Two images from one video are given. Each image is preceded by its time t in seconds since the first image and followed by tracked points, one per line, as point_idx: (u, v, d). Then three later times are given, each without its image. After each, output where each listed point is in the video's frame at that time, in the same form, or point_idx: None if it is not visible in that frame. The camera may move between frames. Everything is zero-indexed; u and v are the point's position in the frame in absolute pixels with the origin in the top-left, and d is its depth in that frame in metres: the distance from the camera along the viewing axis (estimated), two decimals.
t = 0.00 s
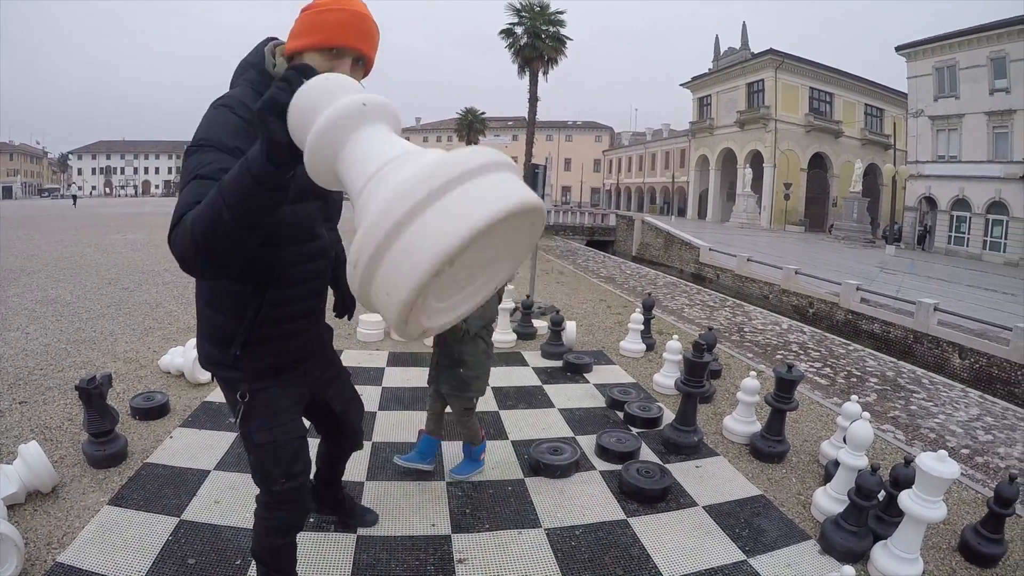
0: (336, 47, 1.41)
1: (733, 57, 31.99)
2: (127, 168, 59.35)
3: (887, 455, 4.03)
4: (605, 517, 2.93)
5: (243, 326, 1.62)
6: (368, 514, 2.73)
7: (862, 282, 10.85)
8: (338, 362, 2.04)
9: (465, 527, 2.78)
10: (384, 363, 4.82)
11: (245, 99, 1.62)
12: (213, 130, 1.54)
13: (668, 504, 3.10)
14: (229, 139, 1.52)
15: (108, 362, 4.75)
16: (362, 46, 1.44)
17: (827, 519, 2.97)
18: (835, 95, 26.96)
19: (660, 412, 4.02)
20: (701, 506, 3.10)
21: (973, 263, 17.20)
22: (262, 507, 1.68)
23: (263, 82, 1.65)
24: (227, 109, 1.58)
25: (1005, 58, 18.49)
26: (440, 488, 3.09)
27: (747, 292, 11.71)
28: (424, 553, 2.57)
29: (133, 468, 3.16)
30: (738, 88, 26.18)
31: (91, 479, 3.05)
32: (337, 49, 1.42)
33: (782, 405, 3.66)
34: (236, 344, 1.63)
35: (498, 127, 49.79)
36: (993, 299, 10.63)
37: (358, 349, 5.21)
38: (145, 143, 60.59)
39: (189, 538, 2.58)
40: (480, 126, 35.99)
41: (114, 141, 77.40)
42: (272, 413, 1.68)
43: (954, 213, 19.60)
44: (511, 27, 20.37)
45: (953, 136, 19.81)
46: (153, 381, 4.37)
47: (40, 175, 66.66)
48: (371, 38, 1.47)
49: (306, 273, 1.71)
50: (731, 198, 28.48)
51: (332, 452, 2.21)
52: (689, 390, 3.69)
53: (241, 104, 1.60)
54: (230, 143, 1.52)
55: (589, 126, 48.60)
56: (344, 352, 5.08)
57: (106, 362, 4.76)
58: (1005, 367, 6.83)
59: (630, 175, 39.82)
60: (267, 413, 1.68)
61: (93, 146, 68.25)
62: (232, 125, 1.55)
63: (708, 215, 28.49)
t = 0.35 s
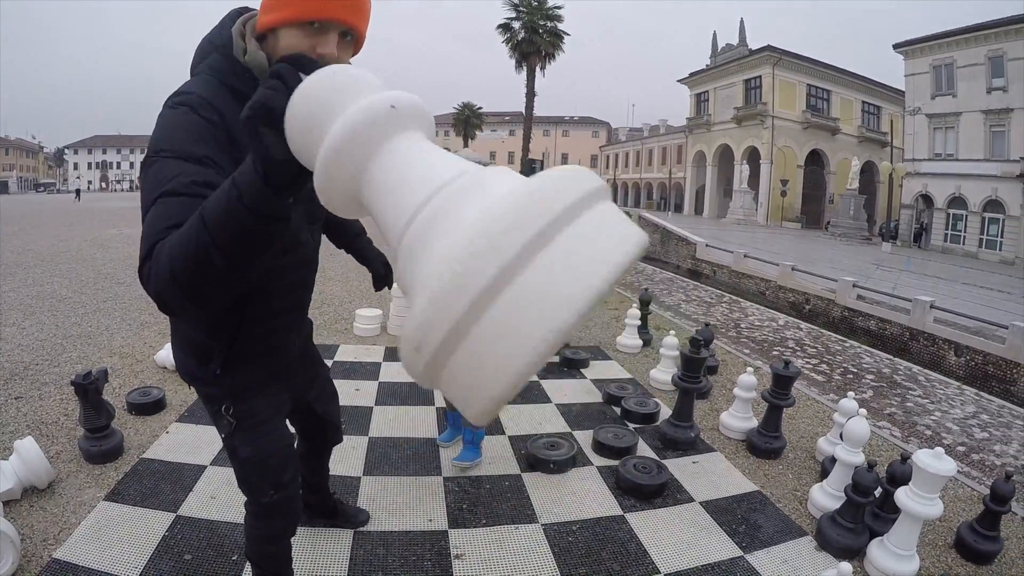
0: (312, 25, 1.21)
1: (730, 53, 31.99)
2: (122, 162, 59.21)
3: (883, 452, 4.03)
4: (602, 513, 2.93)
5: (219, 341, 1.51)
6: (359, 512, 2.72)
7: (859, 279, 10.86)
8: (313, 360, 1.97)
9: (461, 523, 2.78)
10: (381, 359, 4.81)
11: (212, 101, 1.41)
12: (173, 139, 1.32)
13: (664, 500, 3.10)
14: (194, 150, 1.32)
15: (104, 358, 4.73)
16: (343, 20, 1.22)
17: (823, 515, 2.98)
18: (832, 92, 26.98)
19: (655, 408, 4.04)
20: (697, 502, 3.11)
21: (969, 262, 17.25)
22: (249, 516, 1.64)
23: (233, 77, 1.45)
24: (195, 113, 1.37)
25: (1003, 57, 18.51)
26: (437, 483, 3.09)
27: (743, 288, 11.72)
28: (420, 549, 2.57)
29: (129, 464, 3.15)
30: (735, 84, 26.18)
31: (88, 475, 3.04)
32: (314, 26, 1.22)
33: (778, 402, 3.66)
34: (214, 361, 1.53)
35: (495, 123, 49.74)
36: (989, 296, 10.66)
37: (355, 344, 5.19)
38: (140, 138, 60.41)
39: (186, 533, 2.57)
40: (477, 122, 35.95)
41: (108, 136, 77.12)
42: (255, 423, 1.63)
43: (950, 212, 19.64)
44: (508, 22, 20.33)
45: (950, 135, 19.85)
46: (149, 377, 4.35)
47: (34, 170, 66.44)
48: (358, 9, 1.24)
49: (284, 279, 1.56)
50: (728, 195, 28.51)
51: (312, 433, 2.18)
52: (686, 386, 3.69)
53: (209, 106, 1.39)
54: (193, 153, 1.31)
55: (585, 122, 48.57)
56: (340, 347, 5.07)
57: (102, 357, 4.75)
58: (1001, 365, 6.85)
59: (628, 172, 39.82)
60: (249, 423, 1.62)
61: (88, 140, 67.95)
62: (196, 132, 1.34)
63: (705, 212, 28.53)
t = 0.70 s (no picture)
0: (308, 35, 1.20)
1: (729, 52, 32.02)
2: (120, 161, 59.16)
3: (883, 452, 4.03)
4: (602, 513, 2.93)
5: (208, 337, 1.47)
6: (359, 511, 2.72)
7: (858, 278, 10.88)
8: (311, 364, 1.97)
9: (461, 522, 2.77)
10: (381, 358, 4.81)
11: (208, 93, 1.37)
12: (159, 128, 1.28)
13: (664, 499, 3.10)
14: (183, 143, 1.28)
15: (102, 357, 4.72)
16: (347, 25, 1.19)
17: (824, 515, 2.98)
18: (831, 91, 27.01)
19: (655, 407, 4.03)
20: (697, 501, 3.10)
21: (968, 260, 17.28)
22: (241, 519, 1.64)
23: (233, 71, 1.42)
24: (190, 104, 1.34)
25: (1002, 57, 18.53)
26: (436, 482, 3.09)
27: (741, 287, 11.72)
28: (420, 549, 2.56)
29: (128, 464, 3.14)
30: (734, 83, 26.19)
31: (86, 475, 3.03)
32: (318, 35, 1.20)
33: (778, 401, 3.66)
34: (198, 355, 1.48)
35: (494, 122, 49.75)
36: (987, 295, 10.69)
37: (354, 343, 5.18)
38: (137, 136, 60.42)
39: (184, 534, 2.56)
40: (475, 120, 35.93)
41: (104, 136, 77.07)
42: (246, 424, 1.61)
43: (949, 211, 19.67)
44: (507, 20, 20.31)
45: (948, 134, 19.87)
46: (147, 376, 4.34)
47: (31, 168, 66.37)
48: (375, 12, 1.22)
49: (278, 282, 1.54)
50: (727, 194, 28.53)
51: (309, 434, 2.17)
52: (686, 385, 3.69)
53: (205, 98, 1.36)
54: (184, 146, 1.27)
55: (584, 121, 48.59)
56: (340, 346, 5.05)
57: (100, 356, 4.73)
58: (1000, 364, 6.87)
59: (626, 171, 39.83)
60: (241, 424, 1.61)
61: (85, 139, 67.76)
62: (188, 125, 1.31)
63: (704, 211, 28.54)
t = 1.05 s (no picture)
0: (330, 24, 1.26)
1: (729, 53, 32.03)
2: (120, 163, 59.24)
3: (886, 453, 4.02)
4: (605, 515, 2.92)
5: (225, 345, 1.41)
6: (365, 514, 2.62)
7: (859, 279, 10.86)
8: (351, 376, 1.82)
9: (462, 525, 2.76)
10: (382, 360, 4.81)
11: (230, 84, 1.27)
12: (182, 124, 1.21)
13: (666, 502, 3.09)
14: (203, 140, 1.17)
15: (104, 360, 4.72)
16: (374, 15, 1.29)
17: (826, 516, 2.97)
18: (831, 92, 27.00)
19: (658, 409, 4.03)
20: (700, 504, 3.09)
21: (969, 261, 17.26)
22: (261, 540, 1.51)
23: (248, 56, 1.30)
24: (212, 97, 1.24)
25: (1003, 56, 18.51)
26: (437, 485, 3.08)
27: (743, 288, 11.72)
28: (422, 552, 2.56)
29: (129, 467, 3.13)
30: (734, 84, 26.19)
31: (87, 478, 3.03)
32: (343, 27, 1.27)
33: (781, 402, 3.64)
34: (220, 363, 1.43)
35: (494, 123, 49.78)
36: (988, 296, 10.68)
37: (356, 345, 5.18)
38: (139, 139, 60.51)
39: (185, 537, 2.56)
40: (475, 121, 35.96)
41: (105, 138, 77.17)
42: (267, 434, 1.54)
43: (950, 211, 19.65)
44: (508, 22, 20.33)
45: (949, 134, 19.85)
46: (148, 379, 4.34)
47: (33, 170, 66.49)
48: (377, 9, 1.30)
49: (310, 282, 1.42)
50: (727, 194, 28.56)
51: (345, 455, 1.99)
52: (688, 387, 3.68)
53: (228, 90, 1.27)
54: (200, 140, 1.17)
55: (584, 121, 48.62)
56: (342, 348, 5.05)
57: (102, 359, 4.73)
58: (1002, 365, 6.86)
59: (627, 171, 39.87)
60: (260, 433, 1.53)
61: (86, 141, 67.95)
62: (203, 119, 1.19)
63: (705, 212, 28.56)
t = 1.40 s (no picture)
0: (451, 65, 1.74)
1: (724, 50, 32.02)
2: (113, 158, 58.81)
3: (877, 450, 4.04)
4: (597, 511, 2.92)
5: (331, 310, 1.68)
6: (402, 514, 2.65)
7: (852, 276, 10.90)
8: (433, 362, 2.04)
9: (454, 520, 2.76)
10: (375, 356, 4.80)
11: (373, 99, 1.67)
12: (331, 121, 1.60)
13: (658, 497, 3.09)
14: (343, 138, 1.55)
15: (96, 355, 4.69)
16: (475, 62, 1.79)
17: (818, 512, 2.98)
18: (826, 90, 27.05)
19: (650, 405, 4.04)
20: (691, 499, 3.10)
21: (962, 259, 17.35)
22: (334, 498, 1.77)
23: (388, 81, 1.70)
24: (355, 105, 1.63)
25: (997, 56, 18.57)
26: (428, 481, 3.08)
27: (736, 285, 11.75)
28: (413, 547, 2.55)
29: (120, 463, 3.11)
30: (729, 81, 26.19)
31: (79, 474, 3.01)
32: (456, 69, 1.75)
33: (773, 399, 3.66)
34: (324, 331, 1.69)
35: (489, 119, 49.68)
36: (980, 293, 10.76)
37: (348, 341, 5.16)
38: (132, 134, 60.11)
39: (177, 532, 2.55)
40: (470, 117, 35.84)
41: (98, 133, 76.67)
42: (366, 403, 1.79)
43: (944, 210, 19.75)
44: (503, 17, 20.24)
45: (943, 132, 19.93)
46: (140, 375, 4.31)
47: (24, 166, 65.92)
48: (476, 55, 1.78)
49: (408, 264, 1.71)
50: (722, 192, 28.58)
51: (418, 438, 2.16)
52: (680, 383, 3.68)
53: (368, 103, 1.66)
54: (344, 144, 1.55)
55: (579, 118, 48.56)
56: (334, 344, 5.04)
57: (93, 354, 4.70)
58: (993, 362, 6.91)
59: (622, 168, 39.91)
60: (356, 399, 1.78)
61: (78, 136, 67.43)
62: (347, 126, 1.57)
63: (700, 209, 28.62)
